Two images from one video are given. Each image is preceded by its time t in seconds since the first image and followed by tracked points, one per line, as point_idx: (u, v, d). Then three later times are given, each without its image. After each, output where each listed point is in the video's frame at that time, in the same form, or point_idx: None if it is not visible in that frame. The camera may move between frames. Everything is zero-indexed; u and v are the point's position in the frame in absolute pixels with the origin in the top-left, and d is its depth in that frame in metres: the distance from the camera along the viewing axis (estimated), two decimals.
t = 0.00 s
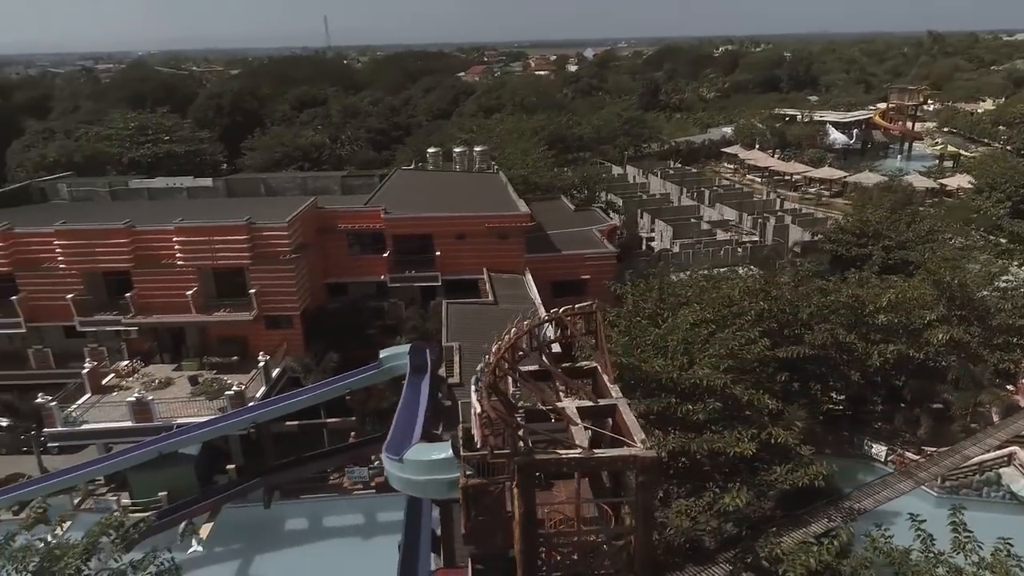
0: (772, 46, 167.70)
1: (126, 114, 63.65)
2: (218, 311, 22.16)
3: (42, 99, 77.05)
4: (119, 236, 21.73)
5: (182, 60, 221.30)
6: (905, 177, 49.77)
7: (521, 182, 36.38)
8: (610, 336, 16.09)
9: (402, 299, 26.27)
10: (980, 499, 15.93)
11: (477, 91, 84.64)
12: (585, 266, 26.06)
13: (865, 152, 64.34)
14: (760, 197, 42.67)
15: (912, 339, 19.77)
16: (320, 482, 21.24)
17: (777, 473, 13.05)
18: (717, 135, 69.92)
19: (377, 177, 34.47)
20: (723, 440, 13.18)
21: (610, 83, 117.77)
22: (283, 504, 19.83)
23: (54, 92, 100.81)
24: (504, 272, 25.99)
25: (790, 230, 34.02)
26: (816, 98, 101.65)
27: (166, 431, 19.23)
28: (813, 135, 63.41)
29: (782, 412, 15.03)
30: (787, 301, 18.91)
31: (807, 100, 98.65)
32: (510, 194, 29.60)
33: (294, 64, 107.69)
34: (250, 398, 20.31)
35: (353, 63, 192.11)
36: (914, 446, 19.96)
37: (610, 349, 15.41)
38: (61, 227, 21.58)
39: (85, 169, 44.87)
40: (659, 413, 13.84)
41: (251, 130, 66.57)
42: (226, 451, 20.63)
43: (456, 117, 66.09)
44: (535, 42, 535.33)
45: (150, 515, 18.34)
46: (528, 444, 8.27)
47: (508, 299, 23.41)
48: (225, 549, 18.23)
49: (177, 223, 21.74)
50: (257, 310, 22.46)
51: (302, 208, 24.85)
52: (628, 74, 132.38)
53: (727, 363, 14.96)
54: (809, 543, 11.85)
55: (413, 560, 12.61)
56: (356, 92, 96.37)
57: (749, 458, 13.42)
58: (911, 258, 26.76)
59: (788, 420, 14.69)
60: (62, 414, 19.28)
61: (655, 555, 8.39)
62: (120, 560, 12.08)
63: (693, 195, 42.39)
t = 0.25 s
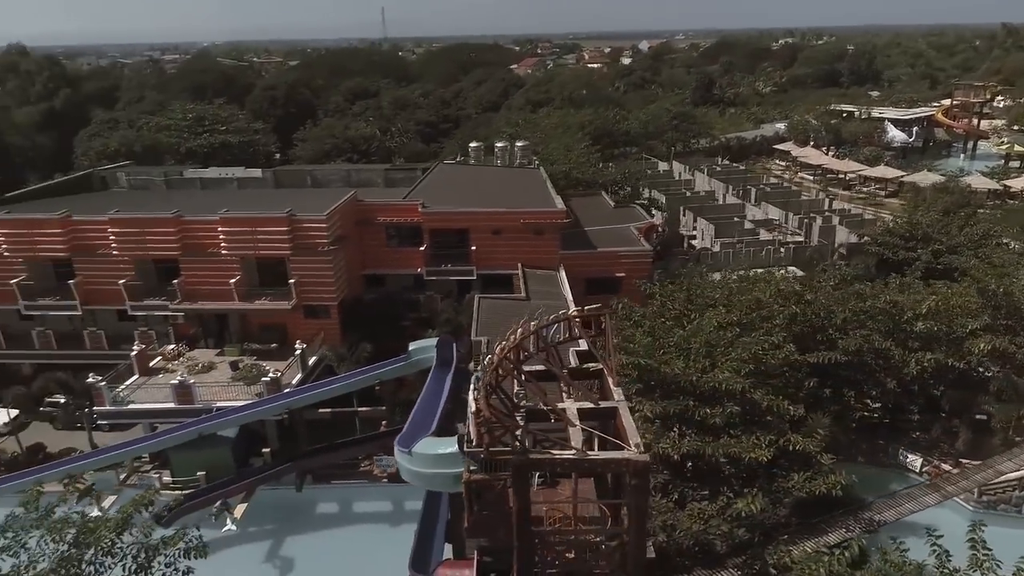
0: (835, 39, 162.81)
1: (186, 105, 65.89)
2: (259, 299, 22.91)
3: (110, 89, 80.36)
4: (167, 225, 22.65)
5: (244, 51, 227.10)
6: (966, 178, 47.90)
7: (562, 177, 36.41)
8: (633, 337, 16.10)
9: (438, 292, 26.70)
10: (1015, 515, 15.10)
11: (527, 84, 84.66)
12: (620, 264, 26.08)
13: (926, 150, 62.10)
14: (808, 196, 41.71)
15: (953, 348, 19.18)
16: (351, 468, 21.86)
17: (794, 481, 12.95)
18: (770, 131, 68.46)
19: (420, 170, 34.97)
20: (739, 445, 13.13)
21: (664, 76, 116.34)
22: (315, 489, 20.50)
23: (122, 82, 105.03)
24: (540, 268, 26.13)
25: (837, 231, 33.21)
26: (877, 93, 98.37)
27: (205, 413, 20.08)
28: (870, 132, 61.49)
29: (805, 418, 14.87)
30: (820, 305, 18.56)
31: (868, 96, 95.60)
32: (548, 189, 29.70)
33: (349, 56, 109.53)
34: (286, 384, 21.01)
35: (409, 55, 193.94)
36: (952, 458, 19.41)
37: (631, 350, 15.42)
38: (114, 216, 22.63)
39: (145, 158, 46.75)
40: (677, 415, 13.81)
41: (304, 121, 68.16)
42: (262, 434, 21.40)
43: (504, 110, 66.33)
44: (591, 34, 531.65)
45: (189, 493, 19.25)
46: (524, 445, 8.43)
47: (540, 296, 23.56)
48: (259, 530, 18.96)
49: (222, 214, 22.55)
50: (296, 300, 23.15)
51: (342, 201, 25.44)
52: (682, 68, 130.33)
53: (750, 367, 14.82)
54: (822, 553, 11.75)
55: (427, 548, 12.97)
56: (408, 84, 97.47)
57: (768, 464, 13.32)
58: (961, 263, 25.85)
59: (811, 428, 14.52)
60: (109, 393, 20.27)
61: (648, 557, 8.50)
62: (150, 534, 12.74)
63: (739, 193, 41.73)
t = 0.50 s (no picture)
0: (901, 33, 157.03)
1: (242, 97, 67.83)
2: (298, 290, 23.59)
3: (172, 81, 83.25)
4: (212, 216, 23.52)
5: (303, 43, 232.06)
6: None
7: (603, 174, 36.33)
8: (655, 338, 16.08)
9: (473, 287, 27.02)
10: None
11: (576, 78, 84.29)
12: (655, 264, 25.96)
13: (990, 150, 59.53)
14: (859, 196, 40.56)
15: (995, 359, 18.56)
16: (381, 457, 22.43)
17: (810, 489, 12.84)
18: (824, 128, 66.65)
19: (461, 164, 35.37)
20: (754, 451, 13.05)
21: (718, 70, 114.18)
22: (345, 475, 21.10)
23: (185, 74, 108.69)
24: (574, 265, 26.22)
25: (885, 233, 32.29)
26: (943, 90, 94.57)
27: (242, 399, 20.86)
28: (931, 131, 59.27)
29: (826, 427, 14.69)
30: (852, 311, 18.19)
31: (932, 92, 92.00)
32: (586, 186, 29.68)
33: (402, 49, 110.82)
34: (320, 373, 21.65)
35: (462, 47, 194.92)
36: (989, 472, 18.85)
37: (652, 351, 15.40)
38: (164, 206, 23.62)
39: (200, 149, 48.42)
40: (693, 418, 13.80)
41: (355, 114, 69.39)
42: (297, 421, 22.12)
43: (551, 104, 66.28)
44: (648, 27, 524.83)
45: (224, 474, 20.12)
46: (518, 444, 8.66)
47: (572, 293, 23.68)
48: (290, 512, 19.66)
49: (264, 206, 23.29)
50: (333, 291, 23.77)
51: (381, 195, 25.94)
52: (738, 62, 127.64)
53: (771, 373, 14.67)
54: (832, 564, 11.65)
55: (440, 540, 13.40)
56: (458, 77, 98.14)
57: (784, 471, 13.24)
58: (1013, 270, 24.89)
59: (831, 437, 14.35)
60: (153, 375, 21.24)
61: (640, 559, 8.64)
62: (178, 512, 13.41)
63: (786, 192, 40.87)
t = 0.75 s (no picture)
0: (973, 27, 150.33)
1: (296, 90, 69.45)
2: (334, 281, 24.20)
3: (230, 73, 85.70)
4: (255, 209, 24.30)
5: (359, 36, 235.55)
6: None
7: (644, 171, 36.09)
8: (676, 341, 16.04)
9: (507, 283, 27.26)
10: None
11: (626, 72, 83.51)
12: (688, 264, 25.85)
13: None
14: (911, 198, 39.29)
15: None
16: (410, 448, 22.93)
17: (824, 499, 12.74)
18: (882, 127, 64.58)
19: (500, 160, 35.62)
20: (767, 459, 12.95)
21: (774, 65, 111.52)
22: (372, 464, 21.65)
23: (243, 66, 111.65)
24: (607, 263, 26.22)
25: (934, 237, 31.26)
26: (1013, 87, 90.42)
27: (276, 386, 21.58)
28: (995, 131, 56.81)
29: (846, 437, 14.45)
30: (883, 319, 17.78)
31: (1001, 90, 88.02)
32: (623, 184, 29.60)
33: (454, 42, 111.50)
34: (352, 363, 22.23)
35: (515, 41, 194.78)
36: None
37: (670, 354, 15.33)
38: (209, 198, 24.53)
39: (252, 140, 49.87)
40: (708, 423, 13.77)
41: (404, 107, 70.28)
42: (328, 409, 22.79)
43: (598, 100, 65.91)
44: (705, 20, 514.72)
45: (258, 457, 20.95)
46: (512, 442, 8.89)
47: (602, 292, 23.71)
48: (320, 497, 20.31)
49: (303, 199, 23.96)
50: (368, 284, 24.35)
51: (417, 190, 26.36)
52: (795, 56, 124.32)
53: (791, 380, 14.49)
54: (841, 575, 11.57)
55: (452, 532, 13.81)
56: (508, 71, 98.27)
57: (798, 480, 13.14)
58: None
59: (851, 447, 14.14)
60: (194, 361, 22.17)
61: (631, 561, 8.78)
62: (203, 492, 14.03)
63: (834, 193, 39.88)
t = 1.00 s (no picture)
0: None
1: (348, 84, 70.78)
2: (370, 275, 24.78)
3: (288, 66, 87.88)
4: (296, 202, 25.04)
5: (416, 29, 238.00)
6: None
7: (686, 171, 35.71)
8: (697, 346, 15.97)
9: (541, 280, 27.43)
10: None
11: (679, 68, 82.35)
12: (724, 267, 25.53)
13: None
14: (968, 203, 37.87)
15: None
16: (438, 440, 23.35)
17: (837, 511, 12.55)
18: (944, 128, 62.26)
19: (541, 157, 35.73)
20: (780, 468, 12.82)
21: (835, 62, 108.43)
22: (400, 454, 22.13)
23: (301, 59, 114.27)
24: (641, 264, 26.11)
25: (988, 245, 30.11)
26: None
27: (310, 375, 22.24)
28: None
29: (868, 449, 14.16)
30: (917, 330, 17.30)
31: None
32: (661, 184, 29.38)
33: (507, 37, 111.73)
34: (383, 355, 22.75)
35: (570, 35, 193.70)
36: None
37: (690, 359, 15.27)
38: (254, 191, 25.37)
39: (303, 133, 51.14)
40: (722, 429, 13.67)
41: (453, 102, 70.93)
42: (360, 399, 23.38)
43: (648, 96, 65.25)
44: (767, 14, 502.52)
45: (292, 443, 21.69)
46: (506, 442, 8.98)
47: (633, 293, 23.65)
48: (349, 484, 20.89)
49: (343, 194, 24.57)
50: (402, 278, 24.83)
51: (454, 186, 26.69)
52: (858, 53, 120.54)
53: (812, 389, 14.26)
54: None
55: (464, 526, 14.15)
56: (559, 66, 98.01)
57: (814, 490, 12.98)
58: None
59: (872, 460, 13.87)
60: (234, 348, 23.02)
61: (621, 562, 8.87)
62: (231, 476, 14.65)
63: (885, 196, 38.75)
